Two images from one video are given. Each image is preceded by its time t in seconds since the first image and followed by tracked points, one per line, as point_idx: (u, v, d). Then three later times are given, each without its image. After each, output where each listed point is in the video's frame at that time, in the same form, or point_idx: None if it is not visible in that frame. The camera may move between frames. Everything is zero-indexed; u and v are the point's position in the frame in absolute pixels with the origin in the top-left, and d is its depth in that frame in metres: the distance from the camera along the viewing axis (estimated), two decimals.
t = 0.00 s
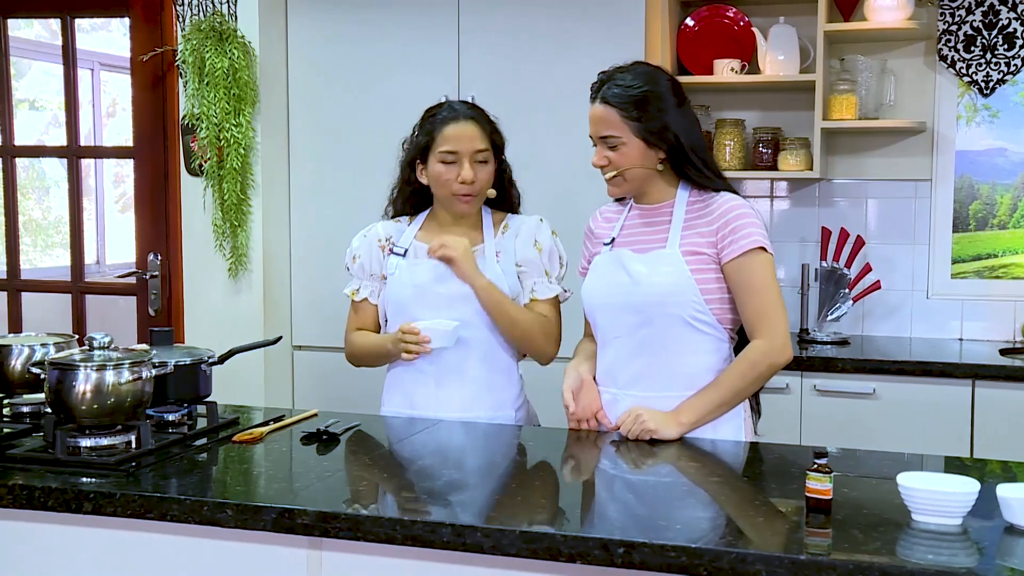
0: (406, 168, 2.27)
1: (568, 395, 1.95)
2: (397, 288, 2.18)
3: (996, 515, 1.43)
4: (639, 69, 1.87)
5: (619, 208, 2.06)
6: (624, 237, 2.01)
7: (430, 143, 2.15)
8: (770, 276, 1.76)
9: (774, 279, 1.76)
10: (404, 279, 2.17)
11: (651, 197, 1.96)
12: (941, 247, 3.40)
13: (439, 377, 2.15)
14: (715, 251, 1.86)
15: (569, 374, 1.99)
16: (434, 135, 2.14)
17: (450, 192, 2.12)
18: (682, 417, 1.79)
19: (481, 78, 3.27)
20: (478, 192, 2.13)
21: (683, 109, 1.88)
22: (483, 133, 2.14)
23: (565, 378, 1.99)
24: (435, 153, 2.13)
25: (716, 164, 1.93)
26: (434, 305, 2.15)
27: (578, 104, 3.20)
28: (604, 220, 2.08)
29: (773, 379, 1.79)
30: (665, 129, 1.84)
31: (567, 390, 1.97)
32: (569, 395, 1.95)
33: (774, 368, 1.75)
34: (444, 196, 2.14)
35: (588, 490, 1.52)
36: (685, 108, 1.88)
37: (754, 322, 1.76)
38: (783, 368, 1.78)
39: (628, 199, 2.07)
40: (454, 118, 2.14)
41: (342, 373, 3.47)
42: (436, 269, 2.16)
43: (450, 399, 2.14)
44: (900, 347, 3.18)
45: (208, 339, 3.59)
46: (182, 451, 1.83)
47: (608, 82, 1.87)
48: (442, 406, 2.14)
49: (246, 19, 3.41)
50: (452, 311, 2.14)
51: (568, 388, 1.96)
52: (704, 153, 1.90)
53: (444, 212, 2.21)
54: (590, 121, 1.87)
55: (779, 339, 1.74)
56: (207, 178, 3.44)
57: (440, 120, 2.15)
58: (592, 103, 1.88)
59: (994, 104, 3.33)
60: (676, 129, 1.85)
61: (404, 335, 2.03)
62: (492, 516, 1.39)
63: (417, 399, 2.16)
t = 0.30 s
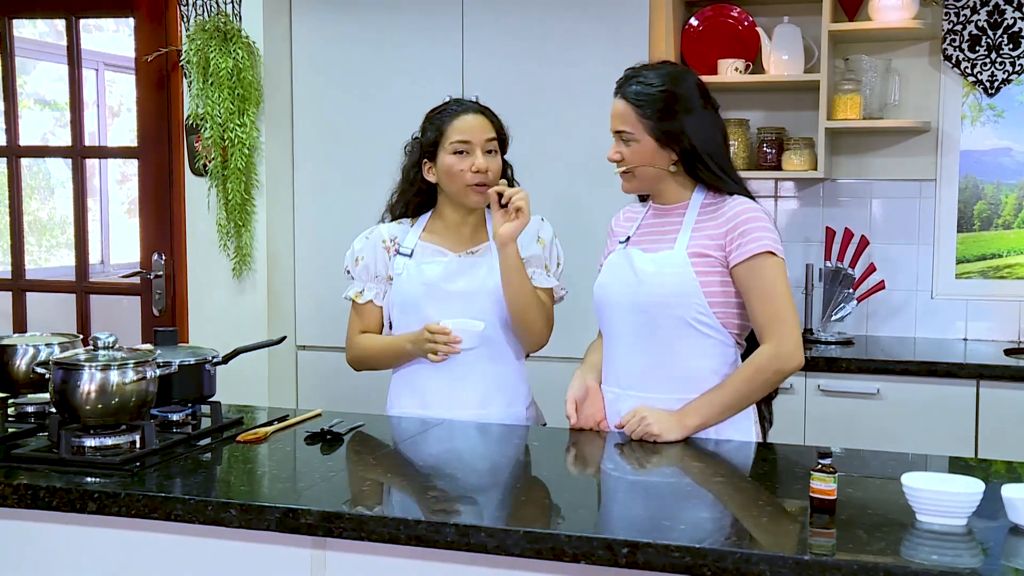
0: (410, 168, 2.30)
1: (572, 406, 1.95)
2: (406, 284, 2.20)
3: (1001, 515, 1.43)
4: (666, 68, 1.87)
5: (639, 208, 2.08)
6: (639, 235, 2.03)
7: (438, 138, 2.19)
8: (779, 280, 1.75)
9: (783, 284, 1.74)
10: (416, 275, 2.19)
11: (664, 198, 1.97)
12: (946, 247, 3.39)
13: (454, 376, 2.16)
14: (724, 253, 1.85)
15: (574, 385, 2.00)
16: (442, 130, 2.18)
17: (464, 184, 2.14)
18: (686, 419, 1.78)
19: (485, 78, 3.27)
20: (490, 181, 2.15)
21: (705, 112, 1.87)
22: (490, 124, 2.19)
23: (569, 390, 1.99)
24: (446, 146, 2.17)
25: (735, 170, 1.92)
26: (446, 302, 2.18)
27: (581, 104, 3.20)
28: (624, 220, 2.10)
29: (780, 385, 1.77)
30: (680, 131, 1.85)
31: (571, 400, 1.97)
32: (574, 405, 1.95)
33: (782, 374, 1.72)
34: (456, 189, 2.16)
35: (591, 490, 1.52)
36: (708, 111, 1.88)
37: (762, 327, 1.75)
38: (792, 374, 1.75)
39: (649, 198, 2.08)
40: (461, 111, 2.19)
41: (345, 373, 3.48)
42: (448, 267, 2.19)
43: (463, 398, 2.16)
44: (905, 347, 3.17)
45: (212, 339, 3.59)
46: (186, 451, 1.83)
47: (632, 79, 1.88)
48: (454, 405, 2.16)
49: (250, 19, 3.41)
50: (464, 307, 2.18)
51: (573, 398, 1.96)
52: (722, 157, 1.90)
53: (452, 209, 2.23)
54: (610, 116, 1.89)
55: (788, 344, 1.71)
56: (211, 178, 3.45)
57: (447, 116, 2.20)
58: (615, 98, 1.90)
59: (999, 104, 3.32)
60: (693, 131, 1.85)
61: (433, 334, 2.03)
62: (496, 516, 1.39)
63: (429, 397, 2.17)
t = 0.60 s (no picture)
0: (415, 166, 2.30)
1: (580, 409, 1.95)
2: (422, 283, 2.21)
3: (1004, 515, 1.43)
4: (687, 69, 1.87)
5: (655, 209, 2.08)
6: (655, 234, 2.03)
7: (447, 135, 2.21)
8: (795, 289, 1.76)
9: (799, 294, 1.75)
10: (433, 273, 2.21)
11: (682, 199, 1.97)
12: (948, 247, 3.39)
13: (470, 374, 2.19)
14: (740, 257, 1.85)
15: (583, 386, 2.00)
16: (452, 128, 2.20)
17: (473, 180, 2.17)
18: (692, 421, 1.78)
19: (488, 78, 3.27)
20: (498, 178, 2.19)
21: (725, 114, 1.87)
22: (497, 123, 2.23)
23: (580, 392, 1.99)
24: (455, 143, 2.19)
25: (755, 174, 1.91)
26: (464, 299, 2.20)
27: (584, 104, 3.20)
28: (640, 219, 2.10)
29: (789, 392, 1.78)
30: (698, 132, 1.85)
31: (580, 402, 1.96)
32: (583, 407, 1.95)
33: (792, 382, 1.74)
34: (466, 186, 2.19)
35: (594, 489, 1.52)
36: (728, 113, 1.87)
37: (775, 333, 1.75)
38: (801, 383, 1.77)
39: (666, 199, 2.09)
40: (468, 111, 2.21)
41: (347, 373, 3.48)
42: (466, 265, 2.21)
43: (478, 396, 2.19)
44: (907, 347, 3.17)
45: (214, 339, 3.59)
46: (188, 451, 1.83)
47: (654, 78, 1.89)
48: (470, 402, 2.19)
49: (252, 21, 3.43)
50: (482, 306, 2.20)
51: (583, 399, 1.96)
52: (741, 160, 1.89)
53: (459, 207, 2.26)
54: (630, 115, 1.90)
55: (800, 352, 1.73)
56: (213, 178, 3.46)
57: (454, 114, 2.22)
58: (637, 97, 1.91)
59: (1002, 104, 3.31)
60: (713, 133, 1.85)
61: (455, 327, 1.96)
62: (499, 516, 1.39)
63: (445, 396, 2.19)
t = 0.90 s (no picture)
0: (422, 165, 2.31)
1: (591, 411, 1.94)
2: (434, 283, 2.22)
3: (1008, 515, 1.42)
4: (702, 65, 1.88)
5: (667, 209, 2.08)
6: (667, 234, 2.03)
7: (453, 136, 2.21)
8: (806, 290, 1.76)
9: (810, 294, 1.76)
10: (446, 275, 2.22)
11: (694, 198, 1.97)
12: (953, 247, 3.39)
13: (484, 374, 2.20)
14: (753, 257, 1.85)
15: (596, 387, 1.99)
16: (458, 128, 2.20)
17: (479, 181, 2.17)
18: (701, 421, 1.78)
19: (492, 78, 3.27)
20: (503, 180, 2.19)
21: (739, 111, 1.88)
22: (504, 124, 2.23)
23: (592, 393, 1.98)
24: (462, 144, 2.19)
25: (767, 171, 1.92)
26: (476, 298, 2.21)
27: (589, 104, 3.20)
28: (652, 219, 2.10)
29: (797, 393, 1.78)
30: (714, 127, 1.85)
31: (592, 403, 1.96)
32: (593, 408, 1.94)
33: (800, 383, 1.75)
34: (471, 186, 2.19)
35: (598, 489, 1.52)
36: (743, 110, 1.88)
37: (786, 333, 1.76)
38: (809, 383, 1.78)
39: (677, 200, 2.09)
40: (478, 111, 2.22)
41: (352, 373, 3.49)
42: (479, 265, 2.22)
43: (491, 395, 2.20)
44: (912, 347, 3.17)
45: (219, 338, 3.59)
46: (193, 451, 1.83)
47: (670, 74, 1.89)
48: (482, 403, 2.20)
49: (256, 19, 3.41)
50: (494, 307, 2.22)
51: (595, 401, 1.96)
52: (756, 157, 1.89)
53: (465, 207, 2.26)
54: (645, 110, 1.90)
55: (808, 354, 1.74)
56: (218, 178, 3.45)
57: (461, 115, 2.22)
58: (652, 92, 1.91)
59: (1007, 104, 3.31)
60: (728, 129, 1.86)
61: (482, 328, 1.95)
62: (504, 516, 1.39)
63: (458, 397, 2.19)
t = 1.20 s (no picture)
0: (428, 166, 2.30)
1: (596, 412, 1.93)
2: (438, 284, 2.22)
3: (1013, 516, 1.42)
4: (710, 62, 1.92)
5: (669, 208, 2.08)
6: (669, 234, 2.03)
7: (460, 137, 2.21)
8: (808, 288, 1.76)
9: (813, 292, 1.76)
10: (449, 275, 2.21)
11: (701, 194, 1.97)
12: (959, 247, 3.38)
13: (488, 373, 2.20)
14: (755, 256, 1.85)
15: (602, 388, 1.99)
16: (466, 130, 2.20)
17: (487, 181, 2.17)
18: (706, 421, 1.78)
19: (496, 78, 3.27)
20: (511, 180, 2.19)
21: (745, 107, 1.91)
22: (509, 124, 2.23)
23: (598, 394, 1.97)
24: (469, 144, 2.19)
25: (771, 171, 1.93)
26: (479, 299, 2.21)
27: (593, 104, 3.20)
28: (653, 219, 2.10)
29: (800, 391, 1.78)
30: (720, 118, 1.88)
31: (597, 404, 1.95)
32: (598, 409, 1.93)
33: (804, 381, 1.75)
34: (478, 187, 2.19)
35: (603, 489, 1.52)
36: (749, 108, 1.92)
37: (789, 332, 1.76)
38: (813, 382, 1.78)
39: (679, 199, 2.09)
40: (484, 111, 2.22)
41: (358, 373, 3.49)
42: (483, 266, 2.22)
43: (496, 395, 2.20)
44: (917, 347, 3.16)
45: (224, 338, 3.60)
46: (198, 451, 1.84)
47: (679, 69, 1.93)
48: (486, 402, 2.20)
49: (260, 18, 3.41)
50: (498, 308, 2.21)
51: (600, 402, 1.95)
52: (760, 154, 1.91)
53: (472, 207, 2.26)
54: (653, 101, 1.93)
55: (811, 352, 1.74)
56: (223, 179, 3.45)
57: (467, 116, 2.22)
58: (660, 87, 1.95)
59: (1012, 103, 3.31)
60: (734, 122, 1.89)
61: (476, 329, 1.95)
62: (509, 516, 1.39)
63: (463, 396, 2.20)
